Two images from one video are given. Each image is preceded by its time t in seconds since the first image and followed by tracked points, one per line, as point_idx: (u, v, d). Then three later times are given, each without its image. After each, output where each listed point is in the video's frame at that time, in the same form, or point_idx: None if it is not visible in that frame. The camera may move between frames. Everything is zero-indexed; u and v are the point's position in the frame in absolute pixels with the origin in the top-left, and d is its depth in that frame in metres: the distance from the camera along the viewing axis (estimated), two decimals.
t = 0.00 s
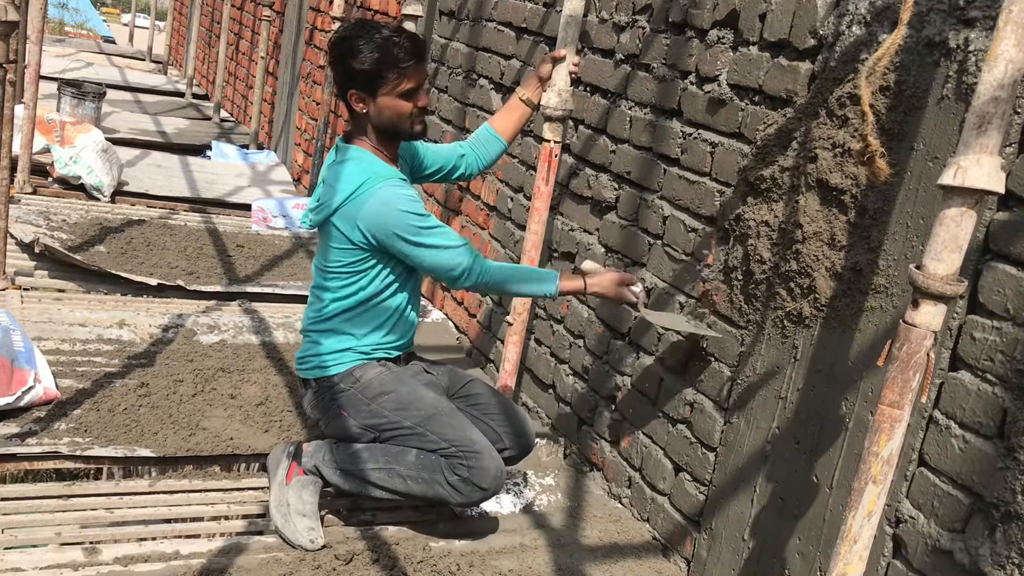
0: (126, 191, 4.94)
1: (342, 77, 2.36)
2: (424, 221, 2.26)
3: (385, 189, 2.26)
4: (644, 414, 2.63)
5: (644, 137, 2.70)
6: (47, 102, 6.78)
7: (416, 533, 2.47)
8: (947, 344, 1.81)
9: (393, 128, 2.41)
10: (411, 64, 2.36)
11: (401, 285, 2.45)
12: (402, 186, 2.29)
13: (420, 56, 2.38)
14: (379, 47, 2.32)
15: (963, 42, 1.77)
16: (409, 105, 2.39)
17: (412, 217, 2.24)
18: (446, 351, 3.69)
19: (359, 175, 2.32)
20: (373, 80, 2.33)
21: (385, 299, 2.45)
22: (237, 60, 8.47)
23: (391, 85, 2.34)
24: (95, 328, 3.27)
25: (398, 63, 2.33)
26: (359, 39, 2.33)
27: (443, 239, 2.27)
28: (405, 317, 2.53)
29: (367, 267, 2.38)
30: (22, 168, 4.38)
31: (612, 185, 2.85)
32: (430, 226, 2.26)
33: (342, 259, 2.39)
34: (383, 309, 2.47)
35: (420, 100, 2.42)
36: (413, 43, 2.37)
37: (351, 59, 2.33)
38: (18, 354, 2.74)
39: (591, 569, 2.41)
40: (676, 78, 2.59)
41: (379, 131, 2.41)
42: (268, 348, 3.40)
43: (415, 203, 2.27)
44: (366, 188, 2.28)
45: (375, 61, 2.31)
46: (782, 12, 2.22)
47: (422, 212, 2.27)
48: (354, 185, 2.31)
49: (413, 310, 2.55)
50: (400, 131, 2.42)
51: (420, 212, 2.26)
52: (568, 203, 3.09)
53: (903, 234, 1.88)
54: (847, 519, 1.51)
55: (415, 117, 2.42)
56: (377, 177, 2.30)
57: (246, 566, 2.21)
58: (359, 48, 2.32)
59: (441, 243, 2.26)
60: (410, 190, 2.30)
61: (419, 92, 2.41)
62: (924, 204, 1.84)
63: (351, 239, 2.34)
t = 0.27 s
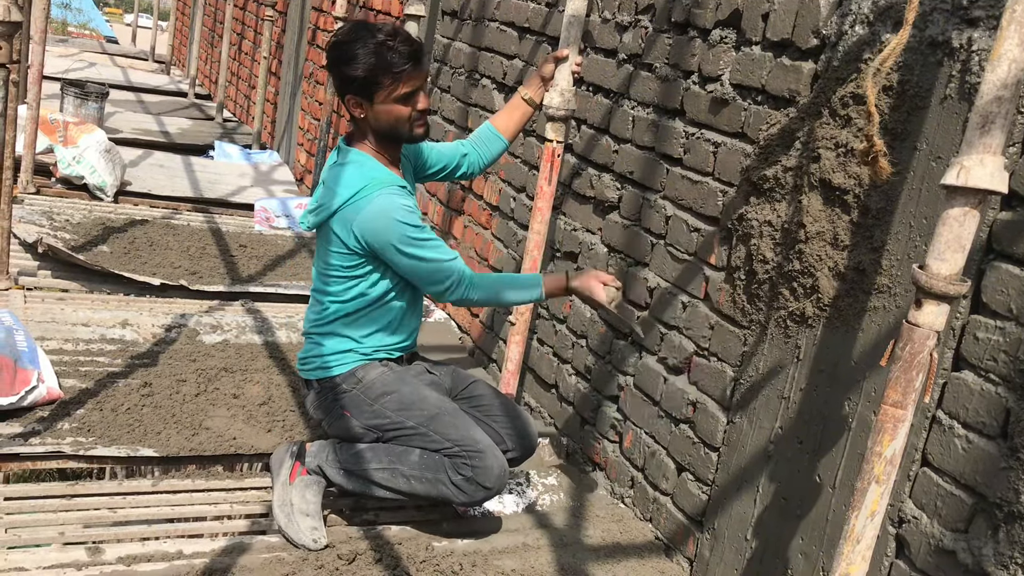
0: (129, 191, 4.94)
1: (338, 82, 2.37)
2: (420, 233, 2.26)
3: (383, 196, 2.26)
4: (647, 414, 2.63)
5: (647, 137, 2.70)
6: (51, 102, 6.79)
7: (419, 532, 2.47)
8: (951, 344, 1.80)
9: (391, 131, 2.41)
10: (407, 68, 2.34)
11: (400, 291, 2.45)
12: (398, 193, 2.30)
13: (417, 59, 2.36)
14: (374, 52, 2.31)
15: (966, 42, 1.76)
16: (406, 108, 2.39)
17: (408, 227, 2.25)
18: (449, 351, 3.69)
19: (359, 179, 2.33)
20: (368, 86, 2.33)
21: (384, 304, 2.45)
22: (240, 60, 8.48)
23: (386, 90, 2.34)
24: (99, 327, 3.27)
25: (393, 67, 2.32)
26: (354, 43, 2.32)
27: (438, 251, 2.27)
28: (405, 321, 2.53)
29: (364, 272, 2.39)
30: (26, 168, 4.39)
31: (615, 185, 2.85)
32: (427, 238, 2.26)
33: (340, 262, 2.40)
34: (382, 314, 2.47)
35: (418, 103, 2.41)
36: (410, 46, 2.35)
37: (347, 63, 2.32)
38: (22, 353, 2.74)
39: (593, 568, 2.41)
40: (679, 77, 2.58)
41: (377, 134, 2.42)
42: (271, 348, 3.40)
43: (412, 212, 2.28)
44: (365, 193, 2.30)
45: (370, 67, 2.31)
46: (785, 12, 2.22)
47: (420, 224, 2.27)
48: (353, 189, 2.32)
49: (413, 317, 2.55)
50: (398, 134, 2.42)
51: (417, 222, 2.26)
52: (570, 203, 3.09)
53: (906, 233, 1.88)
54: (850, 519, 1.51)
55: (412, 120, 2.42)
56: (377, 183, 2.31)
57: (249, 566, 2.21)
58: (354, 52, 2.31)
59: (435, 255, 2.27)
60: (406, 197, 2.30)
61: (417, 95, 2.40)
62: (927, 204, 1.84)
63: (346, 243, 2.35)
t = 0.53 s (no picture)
0: (131, 191, 4.95)
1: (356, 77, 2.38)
2: (372, 249, 2.24)
3: (350, 195, 2.28)
4: (649, 414, 2.63)
5: (649, 137, 2.70)
6: (53, 102, 6.80)
7: (420, 532, 2.47)
8: (953, 344, 1.80)
9: (382, 143, 2.35)
10: (404, 87, 2.25)
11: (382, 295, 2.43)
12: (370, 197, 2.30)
13: (423, 86, 2.27)
14: (385, 59, 2.27)
15: (969, 42, 1.76)
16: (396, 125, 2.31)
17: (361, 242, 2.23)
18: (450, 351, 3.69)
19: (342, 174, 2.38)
20: (369, 88, 2.30)
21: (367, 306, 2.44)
22: (242, 59, 8.49)
23: (383, 100, 2.28)
24: (101, 327, 3.28)
25: (393, 81, 2.25)
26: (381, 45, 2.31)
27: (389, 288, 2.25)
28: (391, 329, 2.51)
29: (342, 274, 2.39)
30: (28, 167, 4.39)
31: (617, 185, 2.85)
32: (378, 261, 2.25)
33: (321, 262, 2.42)
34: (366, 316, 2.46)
35: (413, 129, 2.32)
36: (419, 68, 2.26)
37: (365, 59, 2.32)
38: (24, 353, 2.74)
39: (595, 568, 2.41)
40: (681, 77, 2.58)
41: (372, 141, 2.38)
42: (273, 348, 3.40)
43: (373, 218, 2.27)
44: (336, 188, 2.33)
45: (376, 70, 2.27)
46: (787, 12, 2.22)
47: (378, 233, 2.26)
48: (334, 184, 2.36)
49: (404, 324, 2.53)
50: (387, 148, 2.35)
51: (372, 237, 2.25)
52: (572, 203, 3.09)
53: (909, 233, 1.88)
54: (852, 519, 1.51)
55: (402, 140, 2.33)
56: (351, 180, 2.33)
57: (251, 565, 2.21)
58: (373, 53, 2.31)
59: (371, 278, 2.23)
60: (376, 203, 2.30)
61: (415, 121, 2.31)
62: (929, 204, 1.84)
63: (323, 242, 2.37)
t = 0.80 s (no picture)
0: (132, 189, 4.95)
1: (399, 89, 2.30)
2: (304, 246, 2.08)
3: (333, 190, 2.18)
4: (649, 414, 2.63)
5: (650, 136, 2.70)
6: (54, 100, 6.81)
7: (420, 530, 2.47)
8: (953, 345, 1.80)
9: (398, 159, 2.26)
10: (430, 121, 2.15)
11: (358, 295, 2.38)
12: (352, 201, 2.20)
13: (451, 128, 2.16)
14: (429, 88, 2.20)
15: (971, 42, 1.76)
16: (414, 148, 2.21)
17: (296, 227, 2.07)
18: (451, 350, 3.69)
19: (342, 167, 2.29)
20: (402, 103, 2.22)
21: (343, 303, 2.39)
22: (243, 58, 8.49)
23: (408, 124, 2.18)
24: (101, 325, 3.28)
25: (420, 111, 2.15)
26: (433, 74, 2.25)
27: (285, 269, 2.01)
28: (371, 334, 2.46)
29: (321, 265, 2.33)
30: (29, 166, 4.40)
31: (618, 184, 2.85)
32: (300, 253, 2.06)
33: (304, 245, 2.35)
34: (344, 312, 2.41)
35: (427, 163, 2.22)
36: (455, 111, 2.18)
37: (413, 80, 2.25)
38: (25, 351, 2.74)
39: (595, 568, 2.41)
40: (682, 77, 2.58)
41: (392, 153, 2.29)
42: (273, 346, 3.40)
43: (343, 220, 2.16)
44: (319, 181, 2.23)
45: (417, 94, 2.20)
46: (789, 12, 2.22)
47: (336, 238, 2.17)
48: (332, 174, 2.28)
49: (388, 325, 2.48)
50: (400, 168, 2.26)
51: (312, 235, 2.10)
52: (573, 202, 3.09)
53: (910, 234, 1.88)
54: (852, 519, 1.51)
55: (416, 165, 2.23)
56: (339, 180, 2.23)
57: (251, 564, 2.21)
58: (424, 79, 2.25)
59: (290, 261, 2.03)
60: (355, 209, 2.20)
61: (433, 156, 2.21)
62: (930, 204, 1.84)
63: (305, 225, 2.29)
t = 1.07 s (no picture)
0: (131, 188, 4.95)
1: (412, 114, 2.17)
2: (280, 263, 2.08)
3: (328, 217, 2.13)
4: (648, 413, 2.63)
5: (649, 136, 2.70)
6: (54, 98, 6.81)
7: (419, 530, 2.47)
8: (952, 345, 1.80)
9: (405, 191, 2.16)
10: (441, 164, 2.04)
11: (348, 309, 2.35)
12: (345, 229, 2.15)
13: (463, 172, 2.05)
14: (444, 123, 2.08)
15: (970, 42, 1.76)
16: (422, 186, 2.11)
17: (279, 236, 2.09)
18: (450, 349, 3.69)
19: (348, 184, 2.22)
20: (414, 137, 2.10)
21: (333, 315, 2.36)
22: (243, 57, 8.50)
23: (418, 160, 2.07)
24: (101, 323, 3.28)
25: (434, 151, 2.04)
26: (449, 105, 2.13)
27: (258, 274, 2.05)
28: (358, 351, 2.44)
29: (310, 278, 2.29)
30: (29, 164, 4.40)
31: (618, 184, 2.85)
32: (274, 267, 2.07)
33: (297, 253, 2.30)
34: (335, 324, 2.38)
35: (434, 201, 2.12)
36: (469, 153, 2.06)
37: (429, 110, 2.13)
38: (24, 349, 2.75)
39: (593, 568, 2.41)
40: (682, 77, 2.58)
41: (398, 181, 2.19)
42: (272, 345, 3.40)
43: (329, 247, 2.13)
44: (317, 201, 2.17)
45: (429, 129, 2.08)
46: (788, 12, 2.22)
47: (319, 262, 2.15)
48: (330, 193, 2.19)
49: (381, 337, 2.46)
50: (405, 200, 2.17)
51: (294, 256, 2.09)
52: (573, 201, 3.09)
53: (909, 233, 1.88)
54: (850, 519, 1.51)
55: (422, 201, 2.14)
56: (338, 203, 2.16)
57: (249, 562, 2.21)
58: (439, 110, 2.11)
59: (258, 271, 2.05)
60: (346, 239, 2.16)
61: (441, 194, 2.10)
62: (930, 204, 1.84)
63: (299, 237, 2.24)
